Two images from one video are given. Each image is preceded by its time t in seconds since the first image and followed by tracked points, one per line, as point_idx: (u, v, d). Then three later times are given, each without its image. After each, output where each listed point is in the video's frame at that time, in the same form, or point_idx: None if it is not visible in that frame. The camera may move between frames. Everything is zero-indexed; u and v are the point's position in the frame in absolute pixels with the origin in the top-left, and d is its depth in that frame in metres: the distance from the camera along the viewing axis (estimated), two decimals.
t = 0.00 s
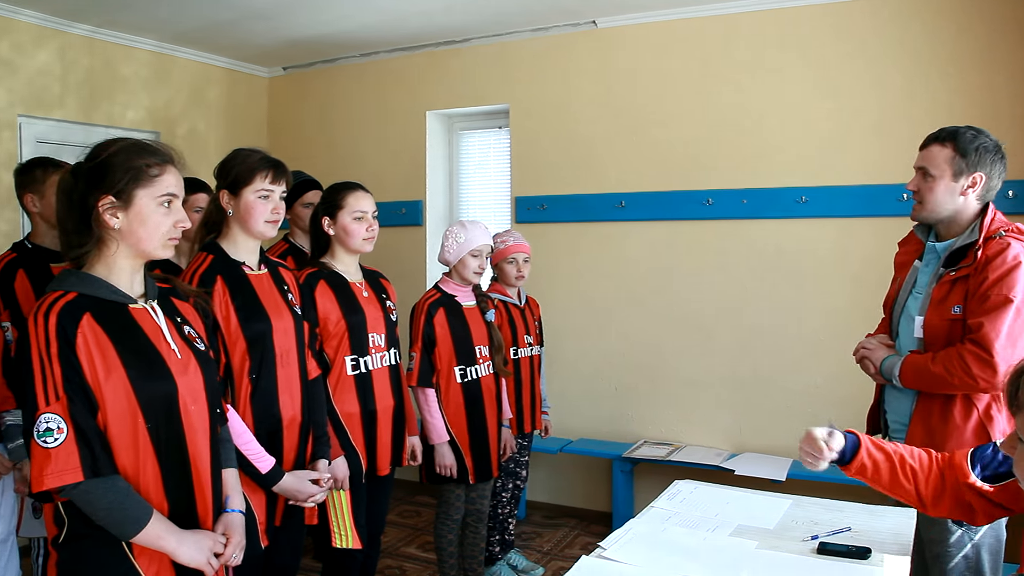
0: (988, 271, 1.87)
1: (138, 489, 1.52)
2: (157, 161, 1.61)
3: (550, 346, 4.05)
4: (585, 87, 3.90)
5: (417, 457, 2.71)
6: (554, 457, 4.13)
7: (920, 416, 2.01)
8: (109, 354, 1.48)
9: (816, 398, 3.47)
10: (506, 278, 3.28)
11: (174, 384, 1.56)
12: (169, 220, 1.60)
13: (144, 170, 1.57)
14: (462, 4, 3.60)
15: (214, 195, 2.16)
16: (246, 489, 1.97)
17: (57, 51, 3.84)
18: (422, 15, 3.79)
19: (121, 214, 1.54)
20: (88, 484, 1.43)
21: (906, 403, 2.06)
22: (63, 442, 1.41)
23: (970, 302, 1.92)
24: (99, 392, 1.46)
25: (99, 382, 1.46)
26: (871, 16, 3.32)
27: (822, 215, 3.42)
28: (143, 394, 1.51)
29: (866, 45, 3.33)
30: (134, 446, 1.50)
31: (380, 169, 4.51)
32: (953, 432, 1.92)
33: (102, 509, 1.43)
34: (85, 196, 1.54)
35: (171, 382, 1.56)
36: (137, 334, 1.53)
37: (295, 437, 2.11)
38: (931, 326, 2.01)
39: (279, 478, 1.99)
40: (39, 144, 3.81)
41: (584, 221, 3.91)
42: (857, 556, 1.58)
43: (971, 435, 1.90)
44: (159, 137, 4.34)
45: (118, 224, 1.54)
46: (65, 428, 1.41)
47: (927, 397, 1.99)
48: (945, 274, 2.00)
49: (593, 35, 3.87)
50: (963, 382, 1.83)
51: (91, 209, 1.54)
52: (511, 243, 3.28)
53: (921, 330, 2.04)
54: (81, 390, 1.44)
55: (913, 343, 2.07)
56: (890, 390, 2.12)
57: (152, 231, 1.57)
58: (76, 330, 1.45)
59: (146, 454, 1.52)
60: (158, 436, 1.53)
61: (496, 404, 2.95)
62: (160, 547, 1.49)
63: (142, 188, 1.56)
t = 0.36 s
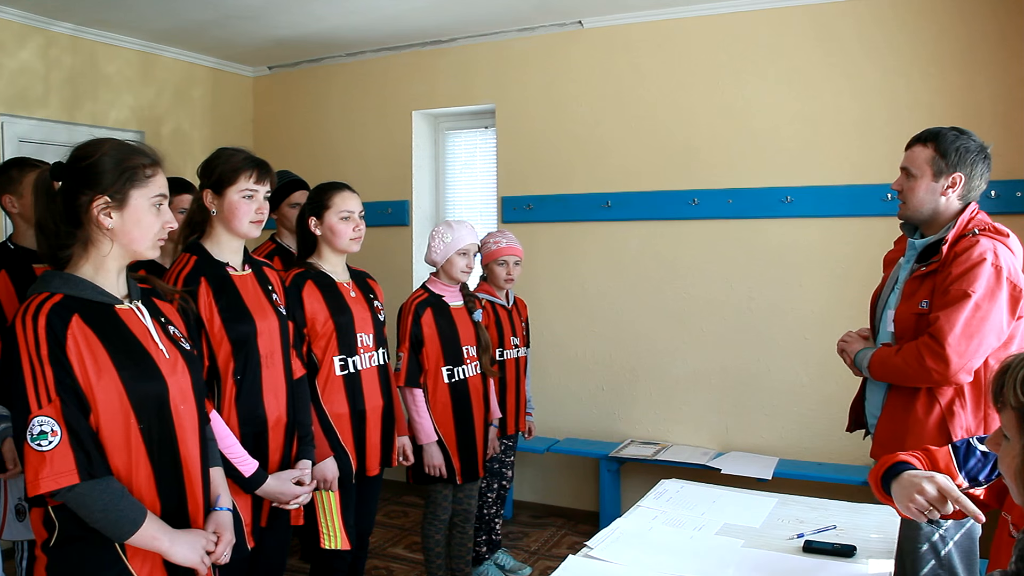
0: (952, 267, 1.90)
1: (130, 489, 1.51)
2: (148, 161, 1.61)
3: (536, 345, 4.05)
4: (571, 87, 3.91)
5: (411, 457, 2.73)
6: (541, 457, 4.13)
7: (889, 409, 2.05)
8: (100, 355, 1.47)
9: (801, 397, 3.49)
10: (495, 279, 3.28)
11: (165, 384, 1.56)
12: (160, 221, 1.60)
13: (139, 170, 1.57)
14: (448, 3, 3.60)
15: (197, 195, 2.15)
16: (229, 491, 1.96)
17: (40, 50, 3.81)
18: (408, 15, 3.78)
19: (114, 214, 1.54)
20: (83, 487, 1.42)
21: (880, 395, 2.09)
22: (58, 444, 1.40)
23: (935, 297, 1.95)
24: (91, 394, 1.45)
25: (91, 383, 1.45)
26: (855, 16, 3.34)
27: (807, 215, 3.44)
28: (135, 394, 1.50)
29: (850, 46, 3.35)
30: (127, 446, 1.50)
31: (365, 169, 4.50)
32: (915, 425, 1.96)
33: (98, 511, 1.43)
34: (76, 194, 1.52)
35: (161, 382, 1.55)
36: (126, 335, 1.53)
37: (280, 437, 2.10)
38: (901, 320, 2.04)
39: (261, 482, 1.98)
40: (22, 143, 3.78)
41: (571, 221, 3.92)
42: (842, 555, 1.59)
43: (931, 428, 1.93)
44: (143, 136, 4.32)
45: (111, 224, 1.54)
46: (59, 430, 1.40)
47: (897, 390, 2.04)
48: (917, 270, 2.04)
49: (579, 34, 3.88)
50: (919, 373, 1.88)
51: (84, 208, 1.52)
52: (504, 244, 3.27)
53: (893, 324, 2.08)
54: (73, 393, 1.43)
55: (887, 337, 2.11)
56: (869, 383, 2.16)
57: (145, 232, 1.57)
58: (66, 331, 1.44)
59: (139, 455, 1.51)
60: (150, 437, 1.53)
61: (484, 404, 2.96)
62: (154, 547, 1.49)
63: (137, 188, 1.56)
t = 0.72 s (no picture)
0: (947, 268, 1.91)
1: (124, 490, 1.51)
2: (145, 161, 1.61)
3: (532, 345, 4.05)
4: (566, 86, 3.91)
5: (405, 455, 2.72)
6: (536, 456, 4.13)
7: (886, 410, 2.06)
8: (94, 354, 1.47)
9: (795, 396, 3.50)
10: (491, 280, 3.28)
11: (160, 384, 1.55)
12: (157, 222, 1.60)
13: (137, 170, 1.57)
14: (442, 3, 3.60)
15: (191, 194, 2.14)
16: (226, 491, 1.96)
17: (34, 49, 3.80)
18: (402, 14, 3.78)
19: (111, 213, 1.53)
20: (77, 488, 1.41)
21: (877, 396, 2.10)
22: (51, 445, 1.39)
23: (930, 299, 1.95)
24: (85, 394, 1.45)
25: (86, 383, 1.45)
26: (849, 16, 3.35)
27: (801, 215, 3.44)
28: (129, 394, 1.50)
29: (845, 46, 3.36)
30: (121, 446, 1.49)
31: (360, 168, 4.49)
32: (913, 426, 1.97)
33: (91, 512, 1.42)
34: (72, 192, 1.52)
35: (156, 382, 1.55)
36: (121, 334, 1.52)
37: (276, 437, 2.10)
38: (896, 322, 2.05)
39: (257, 482, 1.97)
40: (16, 143, 3.77)
41: (566, 220, 3.92)
42: (837, 553, 1.59)
43: (929, 429, 1.95)
44: (137, 135, 4.31)
45: (108, 223, 1.53)
46: (53, 430, 1.40)
47: (894, 391, 2.04)
48: (911, 271, 2.04)
49: (573, 34, 3.88)
50: (916, 376, 1.88)
51: (81, 206, 1.52)
52: (500, 245, 3.26)
53: (889, 325, 2.08)
54: (67, 393, 1.43)
55: (883, 338, 2.12)
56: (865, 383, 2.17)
57: (142, 232, 1.57)
58: (60, 331, 1.44)
59: (133, 455, 1.51)
60: (144, 438, 1.53)
61: (480, 403, 2.95)
62: (148, 548, 1.48)
63: (135, 188, 1.56)
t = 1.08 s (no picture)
0: (951, 269, 1.91)
1: (123, 490, 1.51)
2: (145, 160, 1.60)
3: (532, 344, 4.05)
4: (567, 85, 3.91)
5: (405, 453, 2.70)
6: (537, 455, 4.13)
7: (893, 411, 2.06)
8: (92, 353, 1.47)
9: (796, 394, 3.50)
10: (491, 280, 3.27)
11: (159, 383, 1.55)
12: (157, 221, 1.60)
13: (137, 169, 1.57)
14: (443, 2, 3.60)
15: (191, 193, 2.14)
16: (229, 491, 1.96)
17: (34, 47, 3.80)
18: (403, 12, 3.78)
19: (112, 212, 1.53)
20: (72, 487, 1.42)
21: (882, 398, 2.10)
22: (46, 444, 1.40)
23: (935, 300, 1.95)
24: (82, 393, 1.45)
25: (82, 383, 1.45)
26: (850, 15, 3.35)
27: (803, 214, 3.44)
28: (127, 394, 1.50)
29: (845, 45, 3.35)
30: (119, 446, 1.50)
31: (361, 167, 4.49)
32: (920, 427, 1.96)
33: (87, 512, 1.42)
34: (74, 190, 1.52)
35: (155, 381, 1.55)
36: (121, 332, 1.52)
37: (278, 435, 2.10)
38: (901, 323, 2.05)
39: (261, 480, 1.97)
40: (17, 142, 3.77)
41: (567, 219, 3.92)
42: (838, 552, 1.59)
43: (937, 430, 1.95)
44: (138, 134, 4.31)
45: (108, 222, 1.53)
46: (48, 430, 1.40)
47: (900, 391, 2.04)
48: (915, 272, 2.04)
49: (574, 32, 3.88)
50: (923, 377, 1.88)
51: (81, 204, 1.52)
52: (503, 247, 3.25)
53: (894, 326, 2.08)
54: (63, 392, 1.43)
55: (887, 339, 2.11)
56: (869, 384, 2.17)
57: (142, 231, 1.57)
58: (58, 330, 1.44)
59: (131, 455, 1.51)
60: (143, 437, 1.53)
61: (481, 401, 2.95)
62: (146, 548, 1.48)
63: (136, 188, 1.56)
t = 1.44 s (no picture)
0: (949, 268, 1.91)
1: (124, 489, 1.51)
2: (145, 159, 1.60)
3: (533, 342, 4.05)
4: (568, 84, 3.91)
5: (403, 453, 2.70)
6: (538, 454, 4.14)
7: (889, 409, 2.06)
8: (92, 353, 1.47)
9: (797, 393, 3.50)
10: (496, 281, 3.25)
11: (159, 383, 1.55)
12: (157, 220, 1.60)
13: (134, 167, 1.56)
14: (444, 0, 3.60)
15: (192, 191, 2.13)
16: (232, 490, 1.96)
17: (35, 46, 3.80)
18: (404, 11, 3.78)
19: (109, 211, 1.53)
20: (72, 486, 1.42)
21: (880, 393, 2.10)
22: (46, 444, 1.40)
23: (932, 299, 1.96)
24: (82, 392, 1.45)
25: (83, 382, 1.45)
26: (851, 13, 3.34)
27: (804, 213, 3.44)
28: (128, 393, 1.50)
29: (846, 44, 3.35)
30: (120, 446, 1.50)
31: (363, 166, 4.49)
32: (915, 425, 1.97)
33: (87, 511, 1.43)
34: (72, 190, 1.53)
35: (156, 381, 1.55)
36: (121, 331, 1.53)
37: (280, 434, 2.10)
38: (900, 321, 2.05)
39: (264, 479, 1.98)
40: (18, 141, 3.77)
41: (568, 218, 3.92)
42: (840, 551, 1.59)
43: (930, 430, 1.95)
44: (139, 133, 4.31)
45: (105, 221, 1.53)
46: (48, 429, 1.40)
47: (896, 390, 2.05)
48: (915, 270, 2.04)
49: (575, 31, 3.88)
50: (918, 377, 1.89)
51: (79, 203, 1.52)
52: (512, 250, 3.22)
53: (892, 324, 2.08)
54: (64, 391, 1.43)
55: (886, 338, 2.11)
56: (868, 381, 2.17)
57: (140, 230, 1.57)
58: (58, 330, 1.44)
59: (132, 454, 1.51)
60: (143, 436, 1.53)
61: (483, 400, 2.96)
62: (147, 548, 1.48)
63: (132, 186, 1.56)
